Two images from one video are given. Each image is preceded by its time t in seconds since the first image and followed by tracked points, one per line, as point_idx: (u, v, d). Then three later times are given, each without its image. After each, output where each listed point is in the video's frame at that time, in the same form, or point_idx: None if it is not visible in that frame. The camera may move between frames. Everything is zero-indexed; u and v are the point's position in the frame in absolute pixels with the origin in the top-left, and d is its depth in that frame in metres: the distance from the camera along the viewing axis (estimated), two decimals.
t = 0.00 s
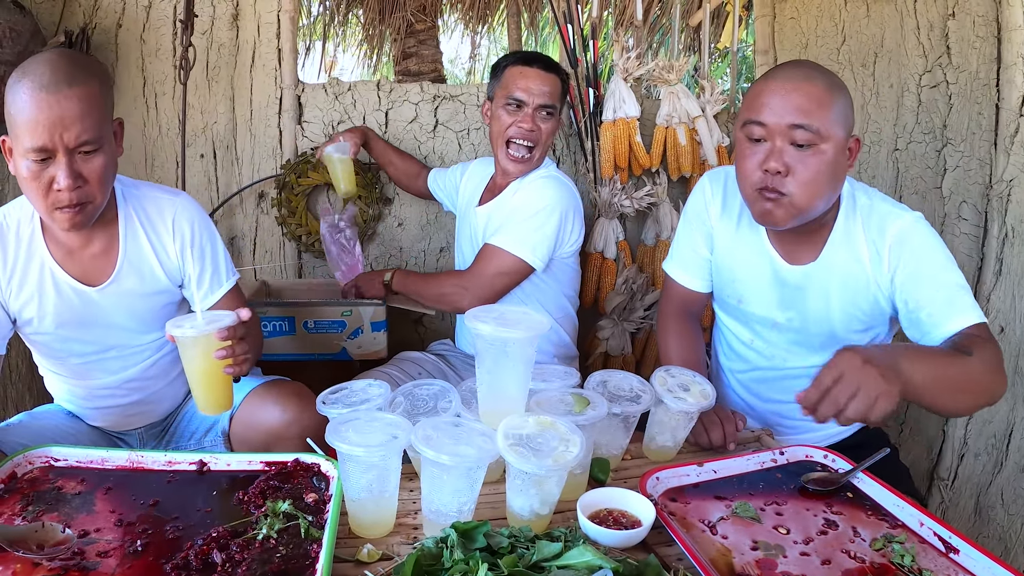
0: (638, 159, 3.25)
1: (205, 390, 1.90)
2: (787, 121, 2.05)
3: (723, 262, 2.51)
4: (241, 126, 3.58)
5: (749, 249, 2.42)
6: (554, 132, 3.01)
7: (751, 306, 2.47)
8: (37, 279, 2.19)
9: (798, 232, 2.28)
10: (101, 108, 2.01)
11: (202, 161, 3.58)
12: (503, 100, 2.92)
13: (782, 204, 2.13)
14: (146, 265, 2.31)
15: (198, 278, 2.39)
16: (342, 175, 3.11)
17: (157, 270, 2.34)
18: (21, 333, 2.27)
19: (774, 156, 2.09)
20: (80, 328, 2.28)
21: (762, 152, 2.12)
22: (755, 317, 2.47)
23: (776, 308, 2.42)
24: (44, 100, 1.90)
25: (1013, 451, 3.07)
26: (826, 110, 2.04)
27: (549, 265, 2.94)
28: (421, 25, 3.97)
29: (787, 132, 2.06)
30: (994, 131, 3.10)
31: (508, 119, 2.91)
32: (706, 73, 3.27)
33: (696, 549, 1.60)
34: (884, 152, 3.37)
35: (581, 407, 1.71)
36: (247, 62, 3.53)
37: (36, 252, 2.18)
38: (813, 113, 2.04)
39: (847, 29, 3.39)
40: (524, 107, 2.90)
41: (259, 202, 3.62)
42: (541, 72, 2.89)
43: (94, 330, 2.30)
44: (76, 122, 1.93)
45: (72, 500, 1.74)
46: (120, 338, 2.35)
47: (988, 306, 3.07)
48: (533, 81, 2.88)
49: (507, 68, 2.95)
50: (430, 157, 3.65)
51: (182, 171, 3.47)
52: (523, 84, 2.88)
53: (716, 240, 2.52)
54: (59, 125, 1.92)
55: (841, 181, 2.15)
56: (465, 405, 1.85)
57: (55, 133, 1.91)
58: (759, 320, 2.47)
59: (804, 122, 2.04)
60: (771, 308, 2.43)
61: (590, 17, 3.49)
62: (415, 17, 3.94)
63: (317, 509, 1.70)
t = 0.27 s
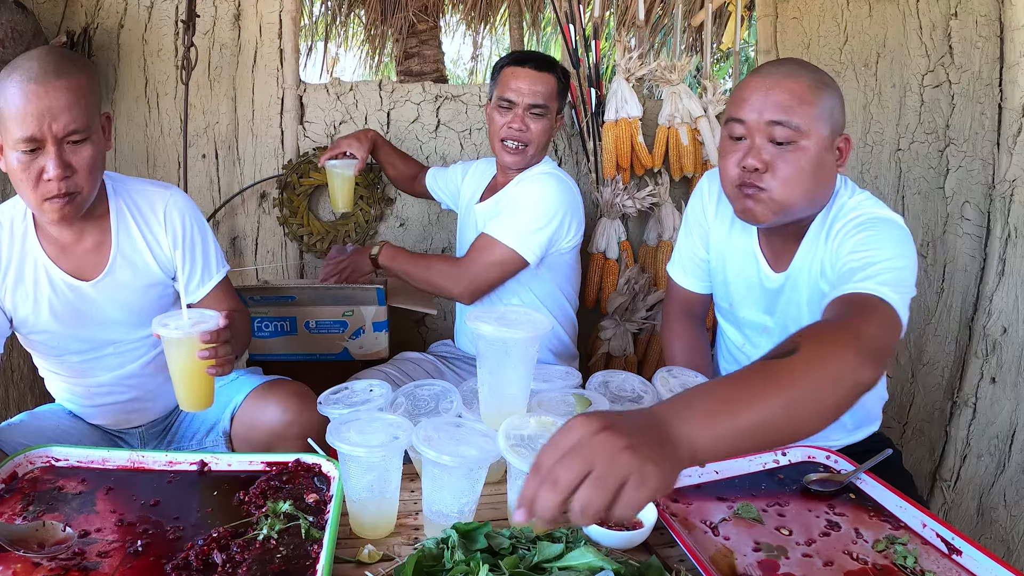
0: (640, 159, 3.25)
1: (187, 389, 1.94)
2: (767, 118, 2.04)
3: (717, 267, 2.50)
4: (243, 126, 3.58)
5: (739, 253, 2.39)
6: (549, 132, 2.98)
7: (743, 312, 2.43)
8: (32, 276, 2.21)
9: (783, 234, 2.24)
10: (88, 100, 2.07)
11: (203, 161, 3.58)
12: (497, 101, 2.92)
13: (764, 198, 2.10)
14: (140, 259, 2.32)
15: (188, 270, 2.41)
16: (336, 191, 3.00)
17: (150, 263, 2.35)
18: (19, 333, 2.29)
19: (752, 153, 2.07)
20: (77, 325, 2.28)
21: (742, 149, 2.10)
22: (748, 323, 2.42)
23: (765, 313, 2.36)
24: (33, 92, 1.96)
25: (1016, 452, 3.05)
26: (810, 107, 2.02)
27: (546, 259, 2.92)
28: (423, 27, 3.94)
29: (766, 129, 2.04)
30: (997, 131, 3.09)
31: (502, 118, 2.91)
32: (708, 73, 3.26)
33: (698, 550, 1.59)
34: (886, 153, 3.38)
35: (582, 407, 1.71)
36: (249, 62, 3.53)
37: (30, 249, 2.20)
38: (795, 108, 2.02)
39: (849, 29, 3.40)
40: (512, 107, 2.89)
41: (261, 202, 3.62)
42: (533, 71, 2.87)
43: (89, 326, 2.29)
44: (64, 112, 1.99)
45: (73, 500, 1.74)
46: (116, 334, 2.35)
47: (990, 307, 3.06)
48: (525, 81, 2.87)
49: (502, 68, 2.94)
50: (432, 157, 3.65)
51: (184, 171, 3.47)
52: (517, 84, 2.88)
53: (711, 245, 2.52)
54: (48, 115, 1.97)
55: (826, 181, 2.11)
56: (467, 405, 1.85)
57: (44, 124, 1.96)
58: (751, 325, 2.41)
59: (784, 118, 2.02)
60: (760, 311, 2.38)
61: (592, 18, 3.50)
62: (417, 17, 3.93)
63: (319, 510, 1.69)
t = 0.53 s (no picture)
0: (641, 160, 3.25)
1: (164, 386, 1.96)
2: (726, 125, 1.91)
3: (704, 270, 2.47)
4: (244, 126, 3.58)
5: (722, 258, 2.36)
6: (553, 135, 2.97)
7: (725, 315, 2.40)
8: (29, 275, 2.22)
9: (759, 242, 2.16)
10: (81, 97, 2.08)
11: (205, 162, 3.58)
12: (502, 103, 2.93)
13: (722, 211, 2.00)
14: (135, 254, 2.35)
15: (181, 264, 2.45)
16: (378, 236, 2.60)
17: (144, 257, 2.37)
18: (16, 333, 2.29)
19: (712, 162, 1.96)
20: (75, 322, 2.29)
21: (704, 157, 1.98)
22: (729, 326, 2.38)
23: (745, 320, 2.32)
24: (26, 89, 1.97)
25: (1017, 454, 3.03)
26: (775, 111, 1.88)
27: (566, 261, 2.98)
28: (425, 27, 4.00)
29: (726, 136, 1.92)
30: (999, 131, 3.08)
31: (507, 122, 2.91)
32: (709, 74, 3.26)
33: (697, 551, 1.59)
34: (887, 154, 3.39)
35: (583, 408, 1.71)
36: (250, 62, 3.54)
37: (25, 249, 2.21)
38: (754, 114, 1.88)
39: (850, 30, 3.40)
40: (518, 111, 2.89)
41: (262, 203, 3.62)
42: (539, 76, 2.87)
43: (86, 323, 2.30)
44: (57, 107, 1.99)
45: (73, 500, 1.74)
46: (114, 330, 2.36)
47: (992, 308, 3.05)
48: (534, 86, 2.87)
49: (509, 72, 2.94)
50: (433, 158, 3.65)
51: (185, 171, 3.48)
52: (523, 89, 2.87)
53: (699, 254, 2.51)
54: (41, 110, 1.97)
55: (793, 191, 1.97)
56: (467, 406, 1.85)
57: (37, 119, 1.97)
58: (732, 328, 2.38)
59: (744, 125, 1.88)
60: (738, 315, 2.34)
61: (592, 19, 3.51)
62: (418, 18, 3.98)
63: (319, 511, 1.69)
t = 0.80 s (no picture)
0: (643, 161, 3.24)
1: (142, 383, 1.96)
2: (726, 122, 1.95)
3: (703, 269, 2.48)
4: (246, 127, 3.58)
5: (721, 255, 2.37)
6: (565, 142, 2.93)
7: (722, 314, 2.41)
8: (24, 274, 2.22)
9: (759, 240, 2.17)
10: (71, 93, 2.08)
11: (206, 162, 3.58)
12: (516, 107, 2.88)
13: (724, 207, 2.03)
14: (129, 249, 2.36)
15: (175, 258, 2.46)
16: (456, 287, 2.29)
17: (138, 252, 2.38)
18: (14, 334, 2.29)
19: (712, 158, 1.99)
20: (73, 320, 2.29)
21: (705, 155, 2.02)
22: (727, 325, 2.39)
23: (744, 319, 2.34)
24: (16, 85, 1.97)
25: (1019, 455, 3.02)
26: (778, 109, 1.91)
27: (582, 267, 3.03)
28: (426, 27, 4.03)
29: (726, 134, 1.95)
30: (1001, 132, 3.07)
31: (519, 126, 2.87)
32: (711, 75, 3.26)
33: (699, 552, 1.59)
34: (890, 154, 3.38)
35: (585, 409, 1.71)
36: (252, 62, 3.54)
37: (20, 249, 2.22)
38: (755, 112, 1.92)
39: (853, 31, 3.39)
40: (530, 116, 2.85)
41: (264, 203, 3.62)
42: (552, 80, 2.82)
43: (82, 320, 2.30)
44: (47, 103, 2.00)
45: (73, 501, 1.74)
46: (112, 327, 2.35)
47: (993, 309, 3.05)
48: (549, 90, 2.82)
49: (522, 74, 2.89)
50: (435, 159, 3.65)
51: (186, 172, 3.48)
52: (535, 92, 2.82)
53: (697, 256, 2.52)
54: (32, 106, 1.98)
55: (793, 188, 2.00)
56: (469, 407, 1.85)
57: (28, 115, 1.97)
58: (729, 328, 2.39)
59: (743, 122, 1.92)
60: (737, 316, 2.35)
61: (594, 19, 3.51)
62: (420, 18, 4.00)
63: (321, 511, 1.69)
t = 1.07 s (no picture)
0: (643, 161, 3.23)
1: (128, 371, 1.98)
2: (754, 101, 2.16)
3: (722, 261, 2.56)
4: (247, 127, 3.59)
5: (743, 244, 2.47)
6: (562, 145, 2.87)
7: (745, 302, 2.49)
8: (18, 270, 2.22)
9: (780, 220, 2.35)
10: (56, 88, 2.10)
11: (207, 163, 3.59)
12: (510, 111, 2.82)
13: (752, 178, 2.21)
14: (120, 240, 2.36)
15: (165, 247, 2.46)
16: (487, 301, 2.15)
17: (128, 243, 2.38)
18: (11, 331, 2.29)
19: (741, 135, 2.19)
20: (68, 315, 2.29)
21: (734, 132, 2.22)
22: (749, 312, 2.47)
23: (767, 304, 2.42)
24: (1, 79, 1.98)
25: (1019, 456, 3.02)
26: (799, 90, 2.14)
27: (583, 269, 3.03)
28: (427, 27, 4.08)
29: (755, 112, 2.17)
30: (1001, 131, 3.07)
31: (516, 130, 2.82)
32: (711, 75, 3.27)
33: (699, 553, 1.59)
34: (890, 155, 3.38)
35: (584, 409, 1.71)
36: (252, 63, 3.54)
37: (12, 246, 2.22)
38: (780, 92, 2.14)
39: (853, 31, 3.39)
40: (526, 118, 2.79)
41: (264, 204, 3.62)
42: (546, 80, 2.76)
43: (77, 314, 2.30)
44: (32, 97, 2.01)
45: (71, 502, 1.74)
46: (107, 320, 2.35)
47: (994, 309, 3.04)
48: (543, 90, 2.75)
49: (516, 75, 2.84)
50: (435, 159, 3.65)
51: (186, 172, 3.48)
52: (530, 94, 2.76)
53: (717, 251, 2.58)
54: (17, 100, 1.99)
55: (815, 165, 2.20)
56: (468, 408, 1.85)
57: (12, 109, 1.99)
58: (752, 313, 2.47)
59: (771, 100, 2.14)
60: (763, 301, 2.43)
61: (594, 20, 3.52)
62: (421, 19, 4.04)
63: (320, 512, 1.69)
